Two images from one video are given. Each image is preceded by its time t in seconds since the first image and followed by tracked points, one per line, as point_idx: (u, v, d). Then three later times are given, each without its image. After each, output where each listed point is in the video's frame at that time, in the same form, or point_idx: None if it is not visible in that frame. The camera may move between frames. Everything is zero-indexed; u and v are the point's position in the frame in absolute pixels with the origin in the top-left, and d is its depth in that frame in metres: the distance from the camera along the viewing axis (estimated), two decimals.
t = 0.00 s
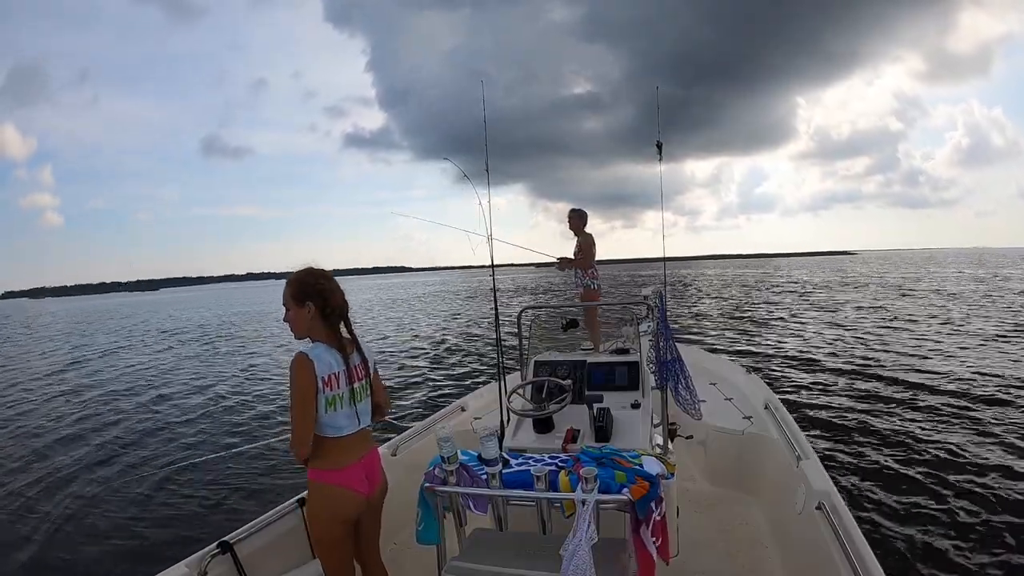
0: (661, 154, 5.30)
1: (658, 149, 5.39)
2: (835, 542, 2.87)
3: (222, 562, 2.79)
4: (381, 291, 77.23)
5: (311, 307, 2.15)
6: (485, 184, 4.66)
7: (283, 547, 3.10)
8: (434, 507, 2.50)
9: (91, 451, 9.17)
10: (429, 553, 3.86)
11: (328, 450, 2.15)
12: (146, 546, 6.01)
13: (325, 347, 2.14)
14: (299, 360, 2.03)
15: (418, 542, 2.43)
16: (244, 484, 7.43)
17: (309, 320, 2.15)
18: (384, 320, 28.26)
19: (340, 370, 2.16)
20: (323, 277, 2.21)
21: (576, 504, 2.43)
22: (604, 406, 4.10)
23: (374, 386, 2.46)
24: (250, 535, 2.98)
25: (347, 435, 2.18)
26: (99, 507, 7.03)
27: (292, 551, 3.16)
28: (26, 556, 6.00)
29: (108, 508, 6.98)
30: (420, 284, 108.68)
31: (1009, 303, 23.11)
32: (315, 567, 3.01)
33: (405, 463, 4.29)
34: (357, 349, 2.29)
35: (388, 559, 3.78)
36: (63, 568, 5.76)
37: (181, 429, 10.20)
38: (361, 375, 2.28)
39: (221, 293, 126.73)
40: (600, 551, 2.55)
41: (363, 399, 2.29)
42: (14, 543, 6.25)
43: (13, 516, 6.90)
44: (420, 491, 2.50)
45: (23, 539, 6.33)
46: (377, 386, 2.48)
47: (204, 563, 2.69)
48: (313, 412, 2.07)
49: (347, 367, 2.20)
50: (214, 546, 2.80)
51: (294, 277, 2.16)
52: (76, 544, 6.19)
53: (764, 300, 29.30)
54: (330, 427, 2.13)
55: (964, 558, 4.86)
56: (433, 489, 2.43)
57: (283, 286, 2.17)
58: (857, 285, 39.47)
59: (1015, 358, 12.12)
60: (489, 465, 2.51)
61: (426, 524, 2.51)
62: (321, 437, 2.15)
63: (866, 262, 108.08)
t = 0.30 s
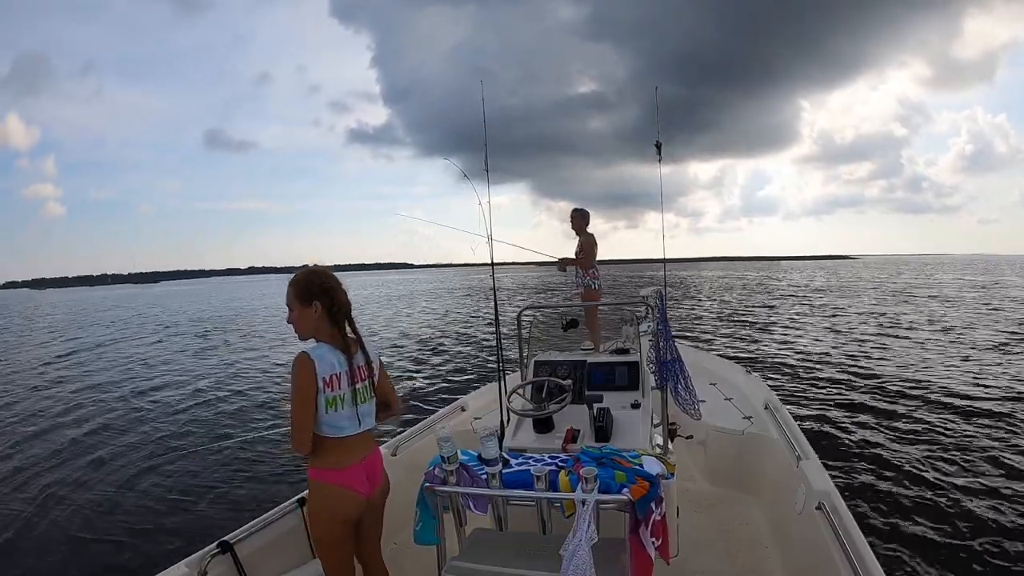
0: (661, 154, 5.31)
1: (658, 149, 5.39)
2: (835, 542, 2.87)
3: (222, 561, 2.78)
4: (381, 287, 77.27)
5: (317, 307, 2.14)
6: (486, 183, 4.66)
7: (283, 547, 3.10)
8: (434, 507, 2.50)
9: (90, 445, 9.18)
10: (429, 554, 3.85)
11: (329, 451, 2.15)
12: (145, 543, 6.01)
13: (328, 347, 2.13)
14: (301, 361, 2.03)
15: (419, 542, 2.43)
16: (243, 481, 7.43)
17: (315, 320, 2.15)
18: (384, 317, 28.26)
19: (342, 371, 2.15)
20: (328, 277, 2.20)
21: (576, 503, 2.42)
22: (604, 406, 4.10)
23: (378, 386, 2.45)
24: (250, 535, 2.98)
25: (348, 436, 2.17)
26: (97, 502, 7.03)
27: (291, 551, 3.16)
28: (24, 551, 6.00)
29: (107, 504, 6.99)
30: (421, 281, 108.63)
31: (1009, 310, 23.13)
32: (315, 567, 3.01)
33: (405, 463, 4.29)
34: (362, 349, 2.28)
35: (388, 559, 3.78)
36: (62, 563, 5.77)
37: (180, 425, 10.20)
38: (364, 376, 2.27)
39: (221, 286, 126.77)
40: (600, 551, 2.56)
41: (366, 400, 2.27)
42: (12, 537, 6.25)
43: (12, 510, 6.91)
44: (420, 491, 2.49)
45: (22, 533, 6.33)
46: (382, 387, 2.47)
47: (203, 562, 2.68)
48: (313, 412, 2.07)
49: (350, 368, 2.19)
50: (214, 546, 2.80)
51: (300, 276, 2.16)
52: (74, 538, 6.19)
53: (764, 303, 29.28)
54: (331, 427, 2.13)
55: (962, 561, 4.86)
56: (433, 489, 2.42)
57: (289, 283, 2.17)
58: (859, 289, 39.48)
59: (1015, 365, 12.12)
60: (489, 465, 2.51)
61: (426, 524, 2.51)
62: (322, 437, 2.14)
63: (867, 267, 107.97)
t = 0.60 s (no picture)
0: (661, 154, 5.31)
1: (658, 149, 5.38)
2: (836, 543, 2.87)
3: (222, 562, 2.79)
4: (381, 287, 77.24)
5: (316, 307, 2.14)
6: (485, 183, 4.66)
7: (283, 547, 3.10)
8: (434, 507, 2.50)
9: (91, 446, 9.18)
10: (428, 554, 3.85)
11: (328, 451, 2.16)
12: (145, 545, 6.01)
13: (327, 348, 2.13)
14: (300, 360, 2.04)
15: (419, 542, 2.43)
16: (244, 482, 7.43)
17: (315, 320, 2.15)
18: (384, 317, 28.26)
19: (341, 372, 2.15)
20: (329, 278, 2.20)
21: (576, 504, 2.42)
22: (604, 406, 4.10)
23: (379, 387, 2.45)
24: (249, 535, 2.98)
25: (347, 437, 2.17)
26: (97, 504, 7.03)
27: (292, 551, 3.17)
28: (25, 552, 6.00)
29: (107, 505, 6.98)
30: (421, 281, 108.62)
31: (1010, 310, 23.13)
32: (315, 568, 3.01)
33: (405, 463, 4.30)
34: (362, 350, 2.28)
35: (388, 559, 3.78)
36: (63, 564, 5.77)
37: (180, 425, 10.21)
38: (364, 377, 2.26)
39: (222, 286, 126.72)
40: (600, 551, 2.56)
41: (366, 401, 2.27)
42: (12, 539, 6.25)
43: (11, 511, 6.91)
44: (420, 491, 2.50)
45: (22, 535, 6.33)
46: (384, 387, 2.47)
47: (204, 563, 2.69)
48: (310, 413, 2.07)
49: (349, 369, 2.19)
50: (214, 546, 2.80)
51: (300, 277, 2.16)
52: (75, 540, 6.19)
53: (764, 303, 29.26)
54: (330, 428, 2.13)
55: (963, 561, 4.86)
56: (433, 489, 2.42)
57: (290, 283, 2.18)
58: (860, 289, 39.47)
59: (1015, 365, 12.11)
60: (489, 465, 2.51)
61: (426, 524, 2.51)
62: (321, 437, 2.15)
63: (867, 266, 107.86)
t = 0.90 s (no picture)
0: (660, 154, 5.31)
1: (657, 149, 5.39)
2: (836, 543, 2.86)
3: (222, 562, 2.79)
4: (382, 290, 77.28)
5: (314, 307, 2.15)
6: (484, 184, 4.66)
7: (283, 547, 3.11)
8: (434, 507, 2.50)
9: (92, 451, 9.18)
10: (428, 553, 3.86)
11: (326, 451, 2.16)
12: (147, 550, 6.01)
13: (324, 348, 2.14)
14: (298, 360, 2.05)
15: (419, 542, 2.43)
16: (245, 485, 7.44)
17: (313, 320, 2.16)
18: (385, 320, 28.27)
19: (338, 372, 2.15)
20: (326, 278, 2.21)
21: (576, 503, 2.42)
22: (604, 406, 4.10)
23: (379, 388, 2.45)
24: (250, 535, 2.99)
25: (346, 437, 2.17)
26: (98, 509, 7.03)
27: (292, 551, 3.17)
28: (27, 560, 6.00)
29: (108, 510, 6.98)
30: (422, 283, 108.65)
31: (1011, 306, 23.13)
32: (315, 568, 3.01)
33: (405, 463, 4.30)
34: (360, 350, 2.28)
35: (388, 559, 3.78)
36: (65, 570, 5.77)
37: (182, 429, 10.22)
38: (362, 377, 2.26)
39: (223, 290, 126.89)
40: (600, 551, 2.56)
41: (364, 402, 2.27)
42: (14, 546, 6.25)
43: (13, 518, 6.91)
44: (420, 491, 2.50)
45: (24, 541, 6.34)
46: (384, 388, 2.47)
47: (204, 563, 2.69)
48: (307, 413, 2.08)
49: (347, 369, 2.19)
50: (214, 546, 2.81)
51: (298, 277, 2.17)
52: (77, 546, 6.19)
53: (766, 302, 29.22)
54: (328, 428, 2.13)
55: (966, 558, 4.85)
56: (433, 489, 2.43)
57: (289, 283, 2.18)
58: (861, 286, 39.48)
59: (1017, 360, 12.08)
60: (489, 465, 2.52)
61: (426, 525, 2.51)
62: (319, 437, 2.15)
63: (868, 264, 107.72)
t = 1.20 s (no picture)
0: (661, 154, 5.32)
1: (657, 149, 5.39)
2: (836, 542, 2.86)
3: (222, 562, 2.80)
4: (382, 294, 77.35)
5: (309, 308, 2.16)
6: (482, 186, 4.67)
7: (283, 547, 3.11)
8: (434, 507, 2.51)
9: (95, 459, 9.19)
10: (428, 552, 3.86)
11: (322, 450, 2.17)
12: (150, 559, 6.01)
13: (320, 348, 2.15)
14: (292, 360, 2.05)
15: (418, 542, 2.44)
16: (248, 492, 7.45)
17: (308, 321, 2.17)
18: (386, 322, 28.30)
19: (333, 372, 2.16)
20: (322, 279, 2.22)
21: (576, 503, 2.43)
22: (604, 406, 4.10)
23: (378, 388, 2.46)
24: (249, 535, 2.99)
25: (342, 437, 2.18)
26: (100, 516, 7.04)
27: (292, 551, 3.18)
28: (30, 569, 6.00)
29: (111, 518, 6.99)
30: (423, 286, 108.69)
31: (1012, 300, 23.15)
32: (315, 567, 3.02)
33: (404, 463, 4.31)
34: (357, 351, 2.28)
35: (388, 559, 3.79)
36: None
37: (184, 435, 10.22)
38: (358, 378, 2.27)
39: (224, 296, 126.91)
40: (600, 551, 2.56)
41: (360, 402, 2.28)
42: (17, 557, 6.25)
43: (17, 528, 6.92)
44: (420, 491, 2.50)
45: (27, 552, 6.34)
46: (382, 388, 2.48)
47: (204, 563, 2.70)
48: (302, 412, 2.09)
49: (342, 369, 2.19)
50: (214, 547, 2.81)
51: (293, 278, 2.18)
52: (81, 555, 6.19)
53: (766, 299, 29.23)
54: (323, 427, 2.14)
55: (968, 557, 4.85)
56: (433, 489, 2.43)
57: (284, 284, 2.20)
58: (862, 282, 39.51)
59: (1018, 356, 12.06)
60: (489, 465, 2.52)
61: (426, 525, 2.52)
62: (314, 436, 2.17)
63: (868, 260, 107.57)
